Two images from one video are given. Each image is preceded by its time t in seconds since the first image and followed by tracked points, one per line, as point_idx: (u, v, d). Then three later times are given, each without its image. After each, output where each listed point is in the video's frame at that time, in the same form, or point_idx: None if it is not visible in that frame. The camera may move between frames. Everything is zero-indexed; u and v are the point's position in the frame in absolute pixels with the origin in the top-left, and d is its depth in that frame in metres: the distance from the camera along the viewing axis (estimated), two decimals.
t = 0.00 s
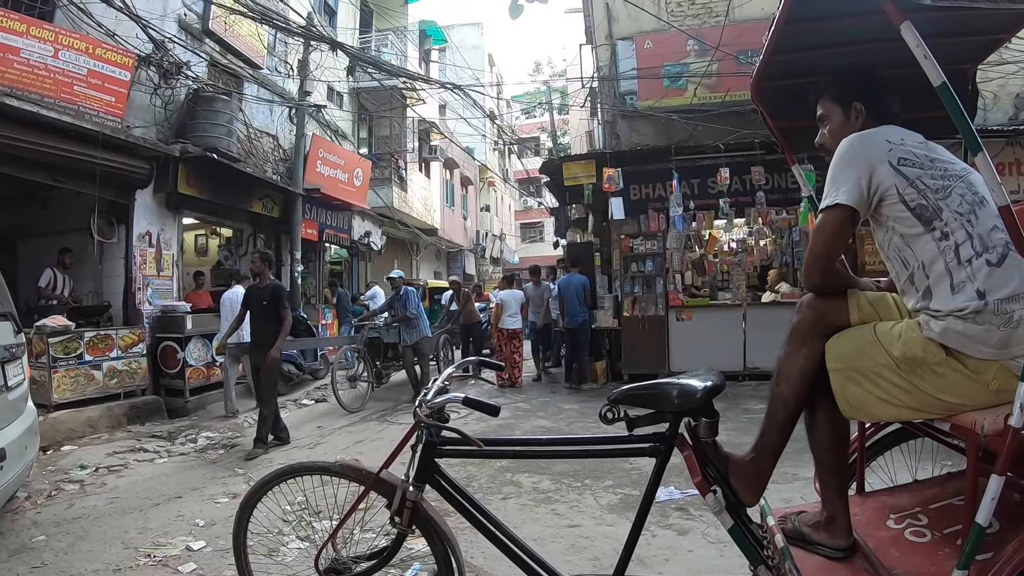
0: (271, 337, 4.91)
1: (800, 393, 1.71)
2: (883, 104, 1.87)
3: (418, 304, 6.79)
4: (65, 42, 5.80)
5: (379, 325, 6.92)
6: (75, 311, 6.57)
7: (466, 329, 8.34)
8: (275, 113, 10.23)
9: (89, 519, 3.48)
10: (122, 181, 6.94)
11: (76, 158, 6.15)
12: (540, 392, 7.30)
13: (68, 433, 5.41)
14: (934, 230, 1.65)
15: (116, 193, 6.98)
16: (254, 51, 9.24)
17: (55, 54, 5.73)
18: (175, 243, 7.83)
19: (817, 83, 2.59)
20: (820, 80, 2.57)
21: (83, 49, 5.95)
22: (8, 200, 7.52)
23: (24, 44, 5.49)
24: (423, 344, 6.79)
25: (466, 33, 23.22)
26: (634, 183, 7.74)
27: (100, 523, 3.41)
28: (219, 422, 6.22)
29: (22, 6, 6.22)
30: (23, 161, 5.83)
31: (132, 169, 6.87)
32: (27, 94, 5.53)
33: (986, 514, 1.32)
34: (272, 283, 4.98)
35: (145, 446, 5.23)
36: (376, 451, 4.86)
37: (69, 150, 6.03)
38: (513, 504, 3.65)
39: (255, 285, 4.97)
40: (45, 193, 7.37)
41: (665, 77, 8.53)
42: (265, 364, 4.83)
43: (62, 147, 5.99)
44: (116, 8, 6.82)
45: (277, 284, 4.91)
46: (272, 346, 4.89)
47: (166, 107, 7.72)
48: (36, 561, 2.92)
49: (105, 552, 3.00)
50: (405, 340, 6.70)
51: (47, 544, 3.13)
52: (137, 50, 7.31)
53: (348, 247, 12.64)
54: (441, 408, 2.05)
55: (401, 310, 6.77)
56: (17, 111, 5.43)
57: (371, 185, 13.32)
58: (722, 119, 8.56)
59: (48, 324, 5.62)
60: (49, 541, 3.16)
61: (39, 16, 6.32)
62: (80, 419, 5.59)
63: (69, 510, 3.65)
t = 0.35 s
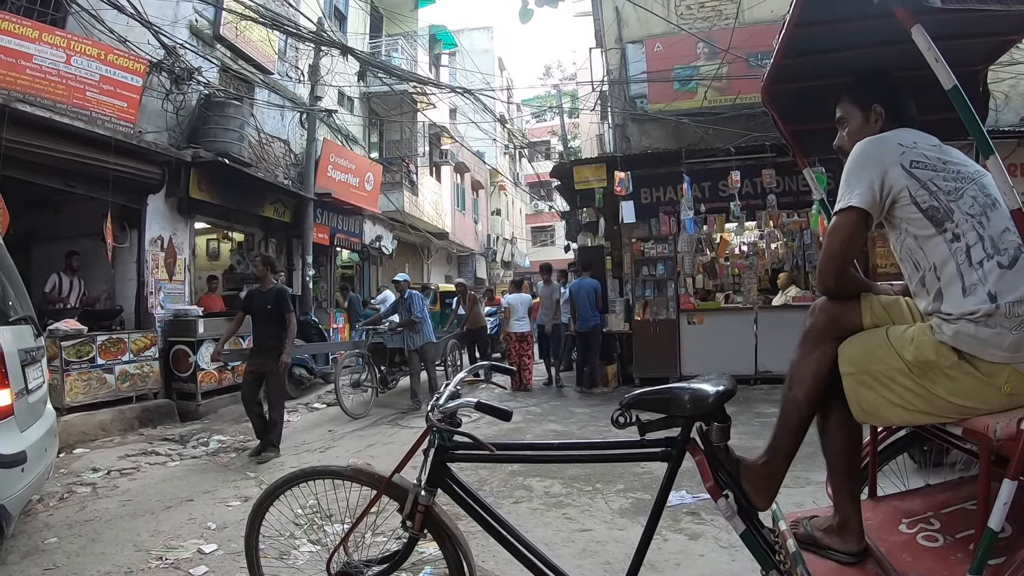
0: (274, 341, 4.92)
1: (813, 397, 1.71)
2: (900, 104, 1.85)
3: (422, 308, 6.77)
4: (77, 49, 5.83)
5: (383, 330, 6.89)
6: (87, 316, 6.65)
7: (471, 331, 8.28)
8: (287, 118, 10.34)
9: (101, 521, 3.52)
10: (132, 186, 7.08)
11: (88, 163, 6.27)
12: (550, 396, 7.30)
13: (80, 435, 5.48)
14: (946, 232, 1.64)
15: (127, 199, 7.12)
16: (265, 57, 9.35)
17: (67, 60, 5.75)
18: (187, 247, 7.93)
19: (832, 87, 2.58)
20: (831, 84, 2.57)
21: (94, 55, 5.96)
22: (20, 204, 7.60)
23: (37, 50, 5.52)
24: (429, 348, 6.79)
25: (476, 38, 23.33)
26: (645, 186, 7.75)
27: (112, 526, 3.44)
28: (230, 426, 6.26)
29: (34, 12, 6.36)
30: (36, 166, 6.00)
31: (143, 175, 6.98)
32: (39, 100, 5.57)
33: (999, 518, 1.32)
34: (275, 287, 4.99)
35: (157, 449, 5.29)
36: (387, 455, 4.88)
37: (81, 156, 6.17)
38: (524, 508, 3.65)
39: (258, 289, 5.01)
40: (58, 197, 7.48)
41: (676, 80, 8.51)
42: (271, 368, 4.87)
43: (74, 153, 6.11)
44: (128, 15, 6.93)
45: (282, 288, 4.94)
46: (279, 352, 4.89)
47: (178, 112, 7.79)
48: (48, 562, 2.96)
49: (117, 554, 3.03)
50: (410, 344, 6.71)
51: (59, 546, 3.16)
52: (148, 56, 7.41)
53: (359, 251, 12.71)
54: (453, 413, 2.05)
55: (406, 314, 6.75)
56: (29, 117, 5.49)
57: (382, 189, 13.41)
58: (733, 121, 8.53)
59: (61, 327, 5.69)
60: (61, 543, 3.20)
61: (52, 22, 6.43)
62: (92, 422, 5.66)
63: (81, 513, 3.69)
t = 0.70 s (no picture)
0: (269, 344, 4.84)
1: (823, 400, 1.70)
2: (906, 105, 1.84)
3: (425, 308, 6.77)
4: (87, 50, 5.91)
5: (388, 331, 6.86)
6: (97, 316, 6.81)
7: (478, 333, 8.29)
8: (296, 119, 10.41)
9: (109, 520, 3.55)
10: (142, 187, 7.13)
11: (100, 164, 6.34)
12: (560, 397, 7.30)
13: (90, 434, 5.54)
14: (956, 234, 1.63)
15: (137, 199, 7.18)
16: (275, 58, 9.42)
17: (77, 61, 5.84)
18: (196, 248, 8.00)
19: (844, 88, 2.56)
20: (841, 87, 2.57)
21: (105, 57, 6.06)
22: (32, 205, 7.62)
23: (47, 52, 5.61)
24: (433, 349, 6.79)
25: (485, 39, 23.37)
26: (654, 188, 7.75)
27: (120, 524, 3.47)
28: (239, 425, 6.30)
29: (45, 14, 6.42)
30: (48, 167, 6.07)
31: (154, 175, 7.04)
32: (50, 101, 5.65)
33: (1009, 521, 1.31)
34: (273, 288, 4.91)
35: (166, 448, 5.33)
36: (395, 456, 4.90)
37: (93, 157, 6.23)
38: (532, 510, 3.65)
39: (255, 289, 4.87)
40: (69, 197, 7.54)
41: (685, 81, 8.48)
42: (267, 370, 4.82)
43: (86, 154, 6.17)
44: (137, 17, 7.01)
45: (279, 289, 4.83)
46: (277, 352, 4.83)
47: (188, 113, 7.85)
48: (57, 561, 2.98)
49: (125, 553, 3.06)
50: (414, 345, 6.71)
51: (68, 544, 3.19)
52: (158, 57, 7.48)
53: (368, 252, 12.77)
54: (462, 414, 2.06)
55: (410, 315, 6.74)
56: (40, 118, 5.55)
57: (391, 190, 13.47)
58: (743, 123, 8.49)
59: (71, 327, 5.79)
60: (70, 542, 3.23)
61: (63, 24, 6.50)
62: (102, 421, 5.71)
63: (90, 511, 3.73)
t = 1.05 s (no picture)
0: (267, 335, 4.72)
1: (836, 402, 1.69)
2: (923, 106, 1.82)
3: (439, 303, 6.82)
4: (105, 43, 6.00)
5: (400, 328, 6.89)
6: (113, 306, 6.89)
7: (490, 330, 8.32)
8: (313, 114, 10.49)
9: (122, 508, 3.61)
10: (159, 179, 7.19)
11: (116, 156, 6.43)
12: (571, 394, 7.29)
13: (103, 423, 5.64)
14: (973, 238, 1.61)
15: (154, 191, 7.24)
16: (292, 52, 9.50)
17: (95, 54, 5.93)
18: (212, 240, 8.09)
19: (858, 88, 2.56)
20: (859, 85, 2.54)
21: (123, 50, 6.15)
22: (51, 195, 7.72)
23: (65, 44, 5.70)
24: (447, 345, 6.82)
25: (502, 36, 23.36)
26: (669, 187, 7.72)
27: (132, 513, 3.53)
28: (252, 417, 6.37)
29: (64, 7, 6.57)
30: (66, 158, 6.14)
31: (171, 167, 7.12)
32: (67, 93, 5.77)
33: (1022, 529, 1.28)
34: (276, 280, 4.85)
35: (179, 438, 5.41)
36: (407, 450, 4.94)
37: (110, 148, 6.33)
38: (542, 506, 3.67)
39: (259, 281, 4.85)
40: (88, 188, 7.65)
41: (702, 79, 8.42)
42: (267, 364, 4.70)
43: (102, 145, 6.27)
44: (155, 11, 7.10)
45: (283, 281, 4.79)
46: (274, 347, 4.69)
47: (205, 106, 7.96)
48: (68, 548, 3.03)
49: (136, 541, 3.10)
50: (427, 340, 6.76)
51: (80, 532, 3.25)
52: (176, 50, 7.57)
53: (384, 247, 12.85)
54: (474, 409, 2.08)
55: (423, 309, 6.79)
56: (57, 109, 5.67)
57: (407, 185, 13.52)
58: (760, 122, 8.41)
59: (87, 317, 5.89)
60: (81, 529, 3.28)
61: (81, 16, 6.60)
62: (115, 411, 5.80)
63: (103, 500, 3.79)
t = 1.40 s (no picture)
0: (280, 324, 4.78)
1: (850, 401, 1.69)
2: (942, 103, 1.80)
3: (454, 295, 6.85)
4: (123, 33, 6.06)
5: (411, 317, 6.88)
6: (128, 294, 6.89)
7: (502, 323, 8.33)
8: (330, 105, 10.57)
9: (135, 494, 3.66)
10: (175, 169, 7.28)
11: (135, 145, 6.52)
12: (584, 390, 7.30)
13: (118, 410, 5.74)
14: (991, 239, 1.60)
15: (171, 180, 7.33)
16: (309, 44, 9.56)
17: (113, 44, 6.01)
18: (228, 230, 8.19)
19: (874, 86, 2.60)
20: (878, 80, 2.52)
21: (141, 40, 6.23)
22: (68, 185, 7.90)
23: (83, 34, 5.77)
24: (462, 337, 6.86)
25: (519, 30, 23.30)
26: (686, 183, 7.67)
27: (144, 499, 3.57)
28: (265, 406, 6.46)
29: None
30: (83, 147, 6.22)
31: (188, 157, 7.19)
32: (85, 83, 5.86)
33: None
34: (291, 271, 4.91)
35: (193, 426, 5.49)
36: (419, 441, 4.98)
37: (128, 138, 6.40)
38: (553, 500, 3.69)
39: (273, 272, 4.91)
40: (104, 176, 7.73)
41: (720, 75, 8.35)
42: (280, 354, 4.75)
43: (121, 134, 6.35)
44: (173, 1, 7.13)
45: (298, 273, 4.84)
46: (287, 336, 4.76)
47: (222, 97, 8.00)
48: (81, 532, 3.06)
49: (148, 527, 3.14)
50: (442, 333, 6.81)
51: (92, 517, 3.29)
52: (193, 41, 7.63)
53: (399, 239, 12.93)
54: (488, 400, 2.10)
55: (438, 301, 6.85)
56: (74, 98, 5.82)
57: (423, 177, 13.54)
58: (778, 119, 8.33)
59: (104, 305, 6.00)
60: (94, 514, 3.33)
61: (100, 7, 6.63)
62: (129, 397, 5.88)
63: (116, 485, 3.85)
